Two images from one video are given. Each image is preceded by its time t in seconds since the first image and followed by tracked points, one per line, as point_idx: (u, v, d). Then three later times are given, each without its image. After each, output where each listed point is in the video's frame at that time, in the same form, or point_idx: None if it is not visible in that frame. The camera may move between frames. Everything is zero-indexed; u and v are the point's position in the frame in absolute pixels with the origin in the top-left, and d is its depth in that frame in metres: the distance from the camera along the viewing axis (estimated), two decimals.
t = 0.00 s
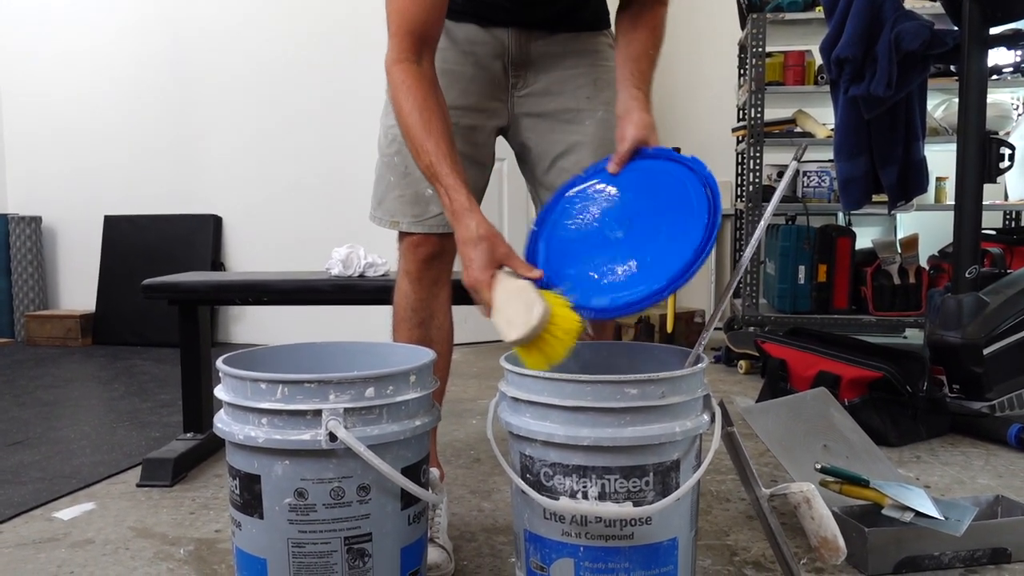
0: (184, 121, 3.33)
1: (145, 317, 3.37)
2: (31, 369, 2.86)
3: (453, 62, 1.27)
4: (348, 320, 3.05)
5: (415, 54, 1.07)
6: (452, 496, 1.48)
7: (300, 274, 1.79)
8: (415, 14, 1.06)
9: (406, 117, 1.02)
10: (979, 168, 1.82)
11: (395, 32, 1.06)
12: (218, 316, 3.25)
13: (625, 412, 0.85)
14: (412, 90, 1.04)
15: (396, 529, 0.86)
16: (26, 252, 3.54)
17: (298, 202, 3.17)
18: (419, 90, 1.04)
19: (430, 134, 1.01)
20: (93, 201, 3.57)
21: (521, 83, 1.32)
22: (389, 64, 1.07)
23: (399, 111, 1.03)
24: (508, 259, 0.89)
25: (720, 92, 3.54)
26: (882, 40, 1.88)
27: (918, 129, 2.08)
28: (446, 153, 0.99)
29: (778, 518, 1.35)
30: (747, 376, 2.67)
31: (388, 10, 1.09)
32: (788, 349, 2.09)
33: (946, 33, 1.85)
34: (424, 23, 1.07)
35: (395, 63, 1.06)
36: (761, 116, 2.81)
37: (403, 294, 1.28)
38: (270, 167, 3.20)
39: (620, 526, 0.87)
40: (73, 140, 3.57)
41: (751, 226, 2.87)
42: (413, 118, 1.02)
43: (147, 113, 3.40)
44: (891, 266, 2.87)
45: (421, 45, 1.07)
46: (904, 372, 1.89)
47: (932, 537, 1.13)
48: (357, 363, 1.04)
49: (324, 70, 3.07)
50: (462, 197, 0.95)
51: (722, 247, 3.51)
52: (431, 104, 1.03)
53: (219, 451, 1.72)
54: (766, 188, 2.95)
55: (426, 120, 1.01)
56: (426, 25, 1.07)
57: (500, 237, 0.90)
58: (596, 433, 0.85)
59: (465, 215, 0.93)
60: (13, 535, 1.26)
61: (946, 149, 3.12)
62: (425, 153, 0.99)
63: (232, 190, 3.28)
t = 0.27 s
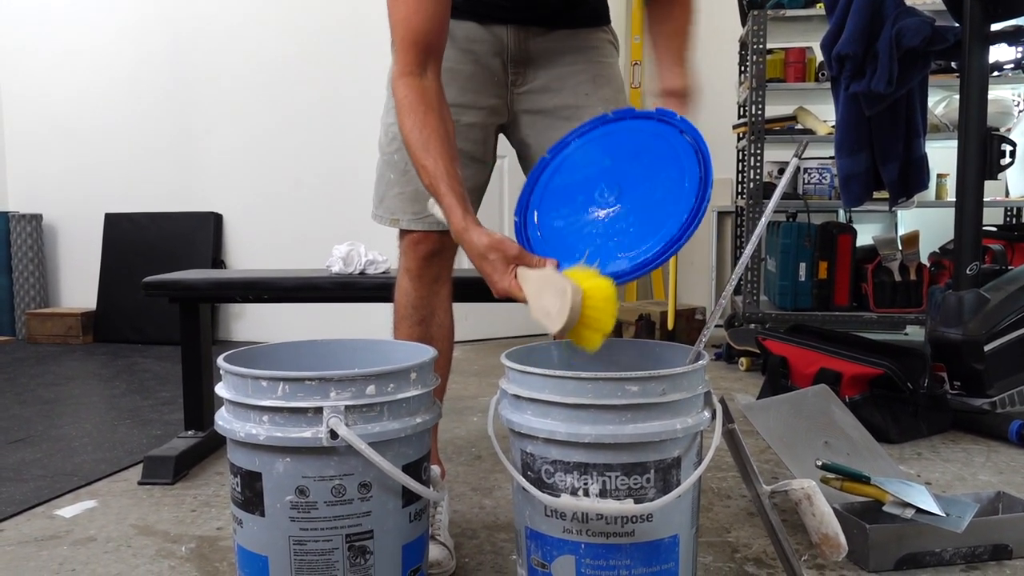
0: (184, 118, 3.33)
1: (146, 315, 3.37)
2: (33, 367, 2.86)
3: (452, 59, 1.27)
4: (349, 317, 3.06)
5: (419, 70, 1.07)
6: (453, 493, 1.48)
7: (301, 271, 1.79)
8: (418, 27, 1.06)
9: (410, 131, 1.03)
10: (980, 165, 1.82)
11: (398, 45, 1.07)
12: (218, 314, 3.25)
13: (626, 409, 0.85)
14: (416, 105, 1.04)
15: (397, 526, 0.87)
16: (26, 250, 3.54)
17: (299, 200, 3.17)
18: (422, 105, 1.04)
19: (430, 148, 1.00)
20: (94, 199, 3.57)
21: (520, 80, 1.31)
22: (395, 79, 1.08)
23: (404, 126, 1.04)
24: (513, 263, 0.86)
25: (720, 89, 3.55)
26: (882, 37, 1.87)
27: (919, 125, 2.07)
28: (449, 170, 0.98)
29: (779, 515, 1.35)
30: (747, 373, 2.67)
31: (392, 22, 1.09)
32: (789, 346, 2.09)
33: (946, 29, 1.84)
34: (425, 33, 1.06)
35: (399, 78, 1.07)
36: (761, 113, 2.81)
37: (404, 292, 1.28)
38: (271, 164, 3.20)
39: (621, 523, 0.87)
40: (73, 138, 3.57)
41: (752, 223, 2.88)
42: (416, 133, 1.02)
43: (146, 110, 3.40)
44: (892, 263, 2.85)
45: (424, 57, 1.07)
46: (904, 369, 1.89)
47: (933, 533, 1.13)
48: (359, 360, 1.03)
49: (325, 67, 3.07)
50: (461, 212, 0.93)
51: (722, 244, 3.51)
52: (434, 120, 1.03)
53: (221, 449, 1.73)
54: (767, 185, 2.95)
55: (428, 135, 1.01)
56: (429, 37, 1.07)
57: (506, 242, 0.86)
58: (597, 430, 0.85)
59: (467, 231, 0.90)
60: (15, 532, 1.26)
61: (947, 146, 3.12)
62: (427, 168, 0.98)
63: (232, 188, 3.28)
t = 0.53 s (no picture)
0: (184, 117, 3.33)
1: (146, 315, 3.37)
2: (34, 367, 2.86)
3: (452, 59, 1.26)
4: (349, 317, 3.06)
5: (418, 67, 1.05)
6: (453, 492, 1.48)
7: (301, 271, 1.78)
8: (416, 25, 1.04)
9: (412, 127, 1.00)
10: (980, 162, 1.81)
11: (396, 43, 1.05)
12: (218, 314, 3.25)
13: (625, 408, 0.85)
14: (416, 101, 1.02)
15: (398, 526, 0.87)
16: (26, 251, 3.54)
17: (298, 199, 3.17)
18: (423, 100, 1.02)
19: (434, 142, 0.98)
20: (93, 199, 3.57)
21: (520, 79, 1.31)
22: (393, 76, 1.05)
23: (405, 122, 1.01)
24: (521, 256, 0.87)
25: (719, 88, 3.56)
26: (882, 34, 1.87)
27: (919, 122, 2.07)
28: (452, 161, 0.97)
29: (779, 513, 1.35)
30: (748, 371, 2.67)
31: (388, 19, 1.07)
32: (789, 344, 2.09)
33: (946, 27, 1.83)
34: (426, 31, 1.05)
35: (398, 75, 1.04)
36: (761, 111, 2.81)
37: (405, 291, 1.28)
38: (271, 164, 3.20)
39: (621, 522, 0.87)
40: (73, 138, 3.57)
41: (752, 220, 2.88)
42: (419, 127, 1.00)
43: (146, 109, 3.40)
44: (892, 261, 2.86)
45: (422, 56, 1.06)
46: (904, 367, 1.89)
47: (933, 531, 1.13)
48: (359, 359, 1.04)
49: (324, 66, 3.07)
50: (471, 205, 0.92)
51: (722, 242, 3.51)
52: (437, 113, 1.01)
53: (221, 449, 1.73)
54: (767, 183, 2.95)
55: (431, 127, 0.99)
56: (428, 36, 1.05)
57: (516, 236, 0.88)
58: (596, 429, 0.85)
59: (478, 221, 0.90)
60: (15, 533, 1.26)
61: (947, 143, 3.11)
62: (432, 162, 0.97)
63: (232, 187, 3.28)
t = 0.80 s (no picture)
0: (183, 116, 3.33)
1: (146, 314, 3.37)
2: (34, 367, 2.87)
3: (454, 57, 1.26)
4: (348, 315, 3.06)
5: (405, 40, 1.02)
6: (453, 490, 1.48)
7: (302, 269, 1.78)
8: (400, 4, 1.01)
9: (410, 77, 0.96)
10: (980, 160, 1.81)
11: (380, 22, 1.01)
12: (218, 313, 3.25)
13: (625, 406, 0.85)
14: (409, 59, 0.98)
15: (397, 524, 0.87)
16: (26, 250, 3.54)
17: (298, 198, 3.17)
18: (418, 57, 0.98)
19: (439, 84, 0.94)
20: (93, 199, 3.57)
21: (522, 77, 1.31)
22: (378, 49, 1.00)
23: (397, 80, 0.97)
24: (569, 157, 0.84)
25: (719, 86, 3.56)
26: (883, 32, 1.87)
27: (919, 120, 2.07)
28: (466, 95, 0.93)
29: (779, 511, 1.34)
30: (748, 369, 2.67)
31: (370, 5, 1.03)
32: (790, 342, 2.09)
33: (946, 24, 1.83)
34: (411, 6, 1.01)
35: (385, 46, 0.99)
36: (761, 109, 2.81)
37: (406, 289, 1.28)
38: (271, 162, 3.20)
39: (620, 519, 0.87)
40: (72, 137, 3.56)
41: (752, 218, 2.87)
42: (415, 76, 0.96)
43: (145, 107, 3.40)
44: (892, 259, 2.87)
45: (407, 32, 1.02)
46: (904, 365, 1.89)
47: (933, 529, 1.13)
48: (360, 357, 1.03)
49: (324, 66, 3.07)
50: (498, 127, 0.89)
51: (722, 240, 3.52)
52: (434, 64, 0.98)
53: (221, 447, 1.73)
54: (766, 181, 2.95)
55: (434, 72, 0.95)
56: (414, 15, 1.02)
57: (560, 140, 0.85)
58: (596, 427, 0.85)
59: (507, 136, 0.87)
60: (15, 532, 1.26)
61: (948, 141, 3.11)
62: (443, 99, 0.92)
63: (232, 186, 3.28)
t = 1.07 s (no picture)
0: (183, 114, 3.33)
1: (146, 313, 3.37)
2: (35, 366, 2.87)
3: (455, 55, 1.26)
4: (349, 314, 3.06)
5: (417, 35, 1.02)
6: (454, 488, 1.48)
7: (303, 268, 1.78)
8: None
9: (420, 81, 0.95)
10: (980, 158, 1.81)
11: (392, 17, 1.01)
12: (218, 312, 3.25)
13: (626, 403, 0.85)
14: (421, 59, 0.97)
15: (399, 522, 0.87)
16: (27, 249, 3.54)
17: (298, 197, 3.17)
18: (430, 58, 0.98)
19: (453, 87, 0.93)
20: (94, 198, 3.57)
21: (523, 75, 1.31)
22: (389, 46, 1.00)
23: (406, 84, 0.97)
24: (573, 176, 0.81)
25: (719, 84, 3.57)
26: (883, 30, 1.86)
27: (919, 118, 2.07)
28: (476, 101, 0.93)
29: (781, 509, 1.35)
30: (749, 367, 2.67)
31: None
32: (791, 340, 2.08)
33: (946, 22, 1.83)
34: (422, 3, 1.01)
35: (398, 42, 0.99)
36: (761, 107, 2.80)
37: (407, 287, 1.27)
38: (271, 161, 3.20)
39: (622, 517, 0.87)
40: (72, 136, 3.57)
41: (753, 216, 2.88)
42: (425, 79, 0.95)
43: (144, 106, 3.40)
44: (892, 256, 2.88)
45: (418, 28, 1.02)
46: (905, 363, 1.88)
47: (934, 526, 1.13)
48: (361, 356, 1.03)
49: (324, 66, 3.07)
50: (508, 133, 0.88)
51: (723, 238, 3.52)
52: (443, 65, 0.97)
53: (222, 446, 1.73)
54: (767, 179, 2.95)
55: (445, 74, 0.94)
56: (426, 8, 1.02)
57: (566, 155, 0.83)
58: (597, 425, 0.85)
59: (517, 145, 0.86)
60: (17, 531, 1.26)
61: (948, 139, 3.11)
62: (455, 105, 0.92)
63: (232, 185, 3.28)
